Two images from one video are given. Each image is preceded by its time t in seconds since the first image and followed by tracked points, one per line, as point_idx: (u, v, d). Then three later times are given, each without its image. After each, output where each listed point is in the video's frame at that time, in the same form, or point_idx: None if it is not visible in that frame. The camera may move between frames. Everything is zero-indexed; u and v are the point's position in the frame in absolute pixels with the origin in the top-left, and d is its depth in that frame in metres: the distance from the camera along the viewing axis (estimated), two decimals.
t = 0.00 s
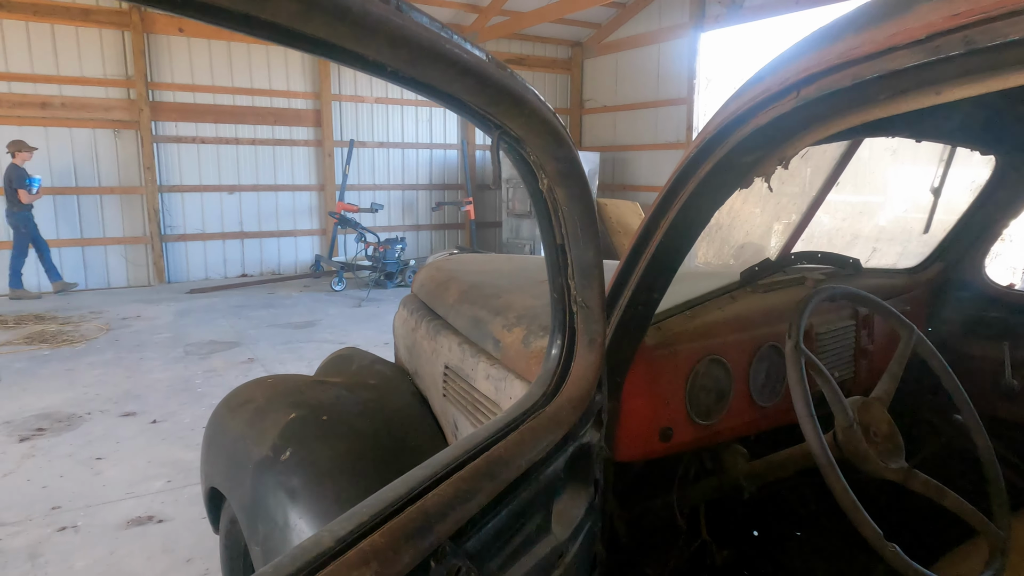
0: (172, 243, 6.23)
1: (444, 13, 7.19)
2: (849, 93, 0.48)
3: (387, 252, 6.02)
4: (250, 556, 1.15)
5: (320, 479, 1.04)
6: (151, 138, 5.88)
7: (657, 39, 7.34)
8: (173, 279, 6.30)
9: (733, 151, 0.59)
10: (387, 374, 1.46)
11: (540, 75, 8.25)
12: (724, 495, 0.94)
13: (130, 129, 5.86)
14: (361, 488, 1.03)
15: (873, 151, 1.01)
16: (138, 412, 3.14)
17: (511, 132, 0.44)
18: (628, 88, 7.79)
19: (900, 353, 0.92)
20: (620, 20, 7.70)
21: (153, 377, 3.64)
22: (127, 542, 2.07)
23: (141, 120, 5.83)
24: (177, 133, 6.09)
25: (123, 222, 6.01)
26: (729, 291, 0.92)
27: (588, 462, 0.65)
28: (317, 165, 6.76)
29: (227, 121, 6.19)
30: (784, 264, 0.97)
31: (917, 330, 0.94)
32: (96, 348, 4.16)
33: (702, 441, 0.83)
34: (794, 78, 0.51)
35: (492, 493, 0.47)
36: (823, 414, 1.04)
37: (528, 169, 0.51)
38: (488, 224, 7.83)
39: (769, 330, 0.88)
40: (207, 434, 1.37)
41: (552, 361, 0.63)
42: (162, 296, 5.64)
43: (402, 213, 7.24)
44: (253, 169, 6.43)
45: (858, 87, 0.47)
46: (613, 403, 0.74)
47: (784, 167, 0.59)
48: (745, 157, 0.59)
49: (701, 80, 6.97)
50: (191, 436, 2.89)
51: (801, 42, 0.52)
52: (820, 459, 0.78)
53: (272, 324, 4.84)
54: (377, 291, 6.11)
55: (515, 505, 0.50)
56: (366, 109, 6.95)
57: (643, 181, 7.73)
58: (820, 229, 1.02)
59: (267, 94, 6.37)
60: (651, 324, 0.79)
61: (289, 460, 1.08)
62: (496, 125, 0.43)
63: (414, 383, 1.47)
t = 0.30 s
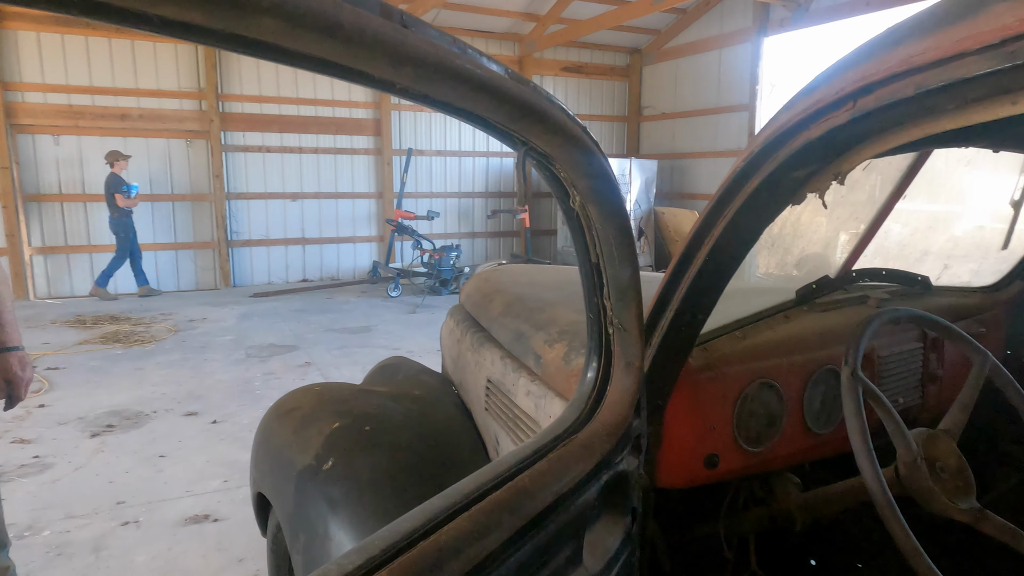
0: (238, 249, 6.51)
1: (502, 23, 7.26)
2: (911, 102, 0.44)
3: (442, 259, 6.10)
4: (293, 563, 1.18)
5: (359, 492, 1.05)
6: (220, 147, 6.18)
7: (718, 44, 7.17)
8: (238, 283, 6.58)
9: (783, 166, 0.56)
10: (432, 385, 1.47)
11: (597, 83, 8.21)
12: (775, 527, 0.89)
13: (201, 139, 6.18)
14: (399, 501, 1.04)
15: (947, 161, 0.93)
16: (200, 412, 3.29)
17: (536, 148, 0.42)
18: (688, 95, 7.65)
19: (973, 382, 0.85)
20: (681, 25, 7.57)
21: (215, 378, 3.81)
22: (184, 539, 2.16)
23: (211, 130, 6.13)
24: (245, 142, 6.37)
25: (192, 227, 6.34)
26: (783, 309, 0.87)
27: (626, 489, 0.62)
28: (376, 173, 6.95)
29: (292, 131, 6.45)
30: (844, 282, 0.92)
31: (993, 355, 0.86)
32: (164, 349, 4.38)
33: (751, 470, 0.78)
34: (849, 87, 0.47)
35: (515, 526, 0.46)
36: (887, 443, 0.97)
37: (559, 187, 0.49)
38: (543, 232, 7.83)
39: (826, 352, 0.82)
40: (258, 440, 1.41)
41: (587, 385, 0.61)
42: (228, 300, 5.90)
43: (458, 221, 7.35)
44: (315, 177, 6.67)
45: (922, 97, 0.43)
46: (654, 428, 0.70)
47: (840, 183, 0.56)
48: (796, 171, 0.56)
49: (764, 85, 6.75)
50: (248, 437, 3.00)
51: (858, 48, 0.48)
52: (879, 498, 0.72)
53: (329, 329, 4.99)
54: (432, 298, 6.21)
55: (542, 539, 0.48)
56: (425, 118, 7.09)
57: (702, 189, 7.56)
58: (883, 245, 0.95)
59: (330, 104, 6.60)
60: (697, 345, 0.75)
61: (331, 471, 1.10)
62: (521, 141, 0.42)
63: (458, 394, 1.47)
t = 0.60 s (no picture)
0: (308, 255, 6.80)
1: (567, 34, 7.28)
2: (977, 133, 0.42)
3: (503, 268, 6.16)
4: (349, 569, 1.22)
5: (412, 504, 1.08)
6: (294, 158, 6.49)
7: (790, 50, 6.94)
8: (307, 288, 6.87)
9: (840, 197, 0.54)
10: (487, 398, 1.48)
11: (663, 91, 8.10)
12: (837, 564, 0.84)
13: (275, 150, 6.51)
14: (451, 515, 1.06)
15: None
16: (268, 414, 3.45)
17: (581, 184, 0.43)
18: (758, 102, 7.43)
19: None
20: (751, 32, 7.39)
21: (283, 381, 3.99)
22: (251, 537, 2.27)
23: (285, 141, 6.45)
24: (316, 153, 6.66)
25: (266, 235, 6.67)
26: (845, 337, 0.83)
27: (674, 521, 0.61)
28: (440, 182, 7.11)
29: (362, 142, 6.70)
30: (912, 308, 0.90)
31: None
32: (238, 351, 4.63)
33: (808, 502, 0.75)
34: (909, 119, 0.45)
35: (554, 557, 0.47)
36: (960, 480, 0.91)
37: (606, 216, 0.50)
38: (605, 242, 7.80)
39: (891, 383, 0.78)
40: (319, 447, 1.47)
41: (635, 415, 0.63)
42: (298, 305, 6.17)
43: (520, 230, 7.42)
44: (382, 187, 6.90)
45: (993, 127, 0.40)
46: (704, 456, 0.69)
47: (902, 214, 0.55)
48: (856, 201, 0.54)
49: (840, 92, 6.46)
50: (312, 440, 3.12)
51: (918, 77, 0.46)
52: (940, 541, 0.68)
53: (392, 335, 5.12)
54: (493, 306, 6.27)
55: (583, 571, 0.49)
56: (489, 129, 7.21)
57: (771, 199, 7.33)
58: (954, 269, 0.90)
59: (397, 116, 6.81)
60: (752, 374, 0.73)
61: (387, 481, 1.14)
62: (565, 179, 0.43)
63: (513, 409, 1.48)
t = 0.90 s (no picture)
0: (373, 264, 7.04)
1: (630, 44, 7.27)
2: None
3: (563, 279, 6.17)
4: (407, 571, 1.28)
5: (469, 512, 1.12)
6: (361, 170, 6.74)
7: (864, 56, 6.67)
8: (371, 295, 7.11)
9: (896, 224, 0.56)
10: (544, 411, 1.51)
11: (728, 101, 7.94)
12: None
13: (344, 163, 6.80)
14: (506, 524, 1.09)
15: None
16: (332, 417, 3.59)
17: (636, 219, 0.46)
18: (830, 110, 7.17)
19: None
20: (822, 39, 7.15)
21: (347, 386, 4.14)
22: (315, 536, 2.38)
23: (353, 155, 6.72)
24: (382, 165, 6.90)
25: (334, 244, 6.95)
26: (908, 360, 0.82)
27: (725, 542, 0.62)
28: (501, 193, 7.24)
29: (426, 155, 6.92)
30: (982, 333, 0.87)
31: None
32: (305, 356, 4.84)
33: (865, 528, 0.74)
34: (964, 153, 0.46)
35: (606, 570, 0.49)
36: None
37: (658, 246, 0.52)
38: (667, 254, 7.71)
39: (956, 410, 0.76)
40: (381, 452, 1.54)
41: (686, 435, 0.65)
42: (362, 312, 6.40)
43: (580, 240, 7.44)
44: (445, 198, 7.08)
45: None
46: (757, 477, 0.69)
47: (958, 244, 0.58)
48: (913, 228, 0.56)
49: (919, 99, 6.15)
50: (374, 445, 3.23)
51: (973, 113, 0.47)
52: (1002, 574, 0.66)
53: (452, 343, 5.22)
54: (552, 316, 6.29)
55: None
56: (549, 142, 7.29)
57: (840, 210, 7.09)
58: None
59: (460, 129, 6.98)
60: (806, 397, 0.74)
61: (445, 488, 1.19)
62: (617, 215, 0.45)
63: (569, 422, 1.50)
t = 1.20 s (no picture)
0: (427, 270, 7.21)
1: (686, 52, 7.20)
2: None
3: (616, 287, 6.15)
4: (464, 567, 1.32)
5: (525, 510, 1.16)
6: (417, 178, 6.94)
7: (932, 60, 6.41)
8: (425, 301, 7.27)
9: (958, 232, 0.59)
10: (599, 416, 1.53)
11: (786, 108, 7.75)
12: None
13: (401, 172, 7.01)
14: (561, 524, 1.12)
15: None
16: (388, 419, 3.70)
17: (698, 226, 0.49)
18: (896, 116, 6.91)
19: None
20: (887, 43, 6.92)
21: (402, 390, 4.26)
22: (371, 534, 2.47)
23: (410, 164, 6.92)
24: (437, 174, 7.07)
25: (390, 251, 7.15)
26: (971, 372, 0.82)
27: (782, 541, 0.63)
28: (555, 202, 7.30)
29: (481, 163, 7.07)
30: None
31: None
32: (362, 359, 5.00)
33: (927, 538, 0.74)
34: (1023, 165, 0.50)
35: (663, 559, 0.51)
36: None
37: (719, 251, 0.55)
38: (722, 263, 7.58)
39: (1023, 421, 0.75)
40: (439, 452, 1.59)
41: (744, 436, 0.66)
42: (417, 317, 6.56)
43: (633, 249, 7.40)
44: (498, 206, 7.19)
45: None
46: (815, 481, 0.70)
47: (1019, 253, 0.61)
48: (972, 238, 0.59)
49: (993, 104, 5.84)
50: (428, 447, 3.32)
51: None
52: None
53: (504, 350, 5.29)
54: (604, 324, 6.27)
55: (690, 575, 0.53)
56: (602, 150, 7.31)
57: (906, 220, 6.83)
58: None
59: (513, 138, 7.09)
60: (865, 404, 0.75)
61: (502, 487, 1.23)
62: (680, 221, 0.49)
63: (623, 427, 1.51)
